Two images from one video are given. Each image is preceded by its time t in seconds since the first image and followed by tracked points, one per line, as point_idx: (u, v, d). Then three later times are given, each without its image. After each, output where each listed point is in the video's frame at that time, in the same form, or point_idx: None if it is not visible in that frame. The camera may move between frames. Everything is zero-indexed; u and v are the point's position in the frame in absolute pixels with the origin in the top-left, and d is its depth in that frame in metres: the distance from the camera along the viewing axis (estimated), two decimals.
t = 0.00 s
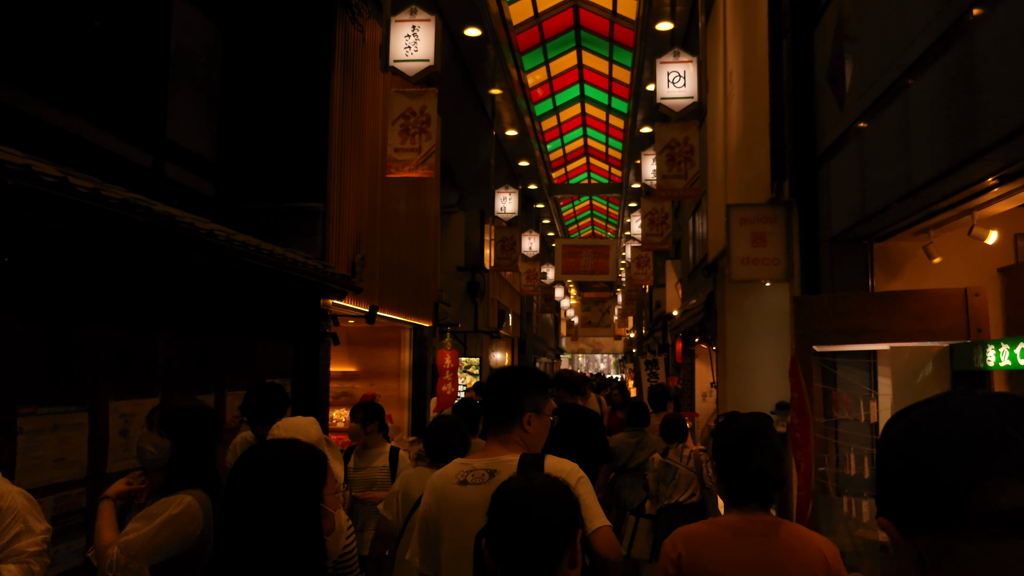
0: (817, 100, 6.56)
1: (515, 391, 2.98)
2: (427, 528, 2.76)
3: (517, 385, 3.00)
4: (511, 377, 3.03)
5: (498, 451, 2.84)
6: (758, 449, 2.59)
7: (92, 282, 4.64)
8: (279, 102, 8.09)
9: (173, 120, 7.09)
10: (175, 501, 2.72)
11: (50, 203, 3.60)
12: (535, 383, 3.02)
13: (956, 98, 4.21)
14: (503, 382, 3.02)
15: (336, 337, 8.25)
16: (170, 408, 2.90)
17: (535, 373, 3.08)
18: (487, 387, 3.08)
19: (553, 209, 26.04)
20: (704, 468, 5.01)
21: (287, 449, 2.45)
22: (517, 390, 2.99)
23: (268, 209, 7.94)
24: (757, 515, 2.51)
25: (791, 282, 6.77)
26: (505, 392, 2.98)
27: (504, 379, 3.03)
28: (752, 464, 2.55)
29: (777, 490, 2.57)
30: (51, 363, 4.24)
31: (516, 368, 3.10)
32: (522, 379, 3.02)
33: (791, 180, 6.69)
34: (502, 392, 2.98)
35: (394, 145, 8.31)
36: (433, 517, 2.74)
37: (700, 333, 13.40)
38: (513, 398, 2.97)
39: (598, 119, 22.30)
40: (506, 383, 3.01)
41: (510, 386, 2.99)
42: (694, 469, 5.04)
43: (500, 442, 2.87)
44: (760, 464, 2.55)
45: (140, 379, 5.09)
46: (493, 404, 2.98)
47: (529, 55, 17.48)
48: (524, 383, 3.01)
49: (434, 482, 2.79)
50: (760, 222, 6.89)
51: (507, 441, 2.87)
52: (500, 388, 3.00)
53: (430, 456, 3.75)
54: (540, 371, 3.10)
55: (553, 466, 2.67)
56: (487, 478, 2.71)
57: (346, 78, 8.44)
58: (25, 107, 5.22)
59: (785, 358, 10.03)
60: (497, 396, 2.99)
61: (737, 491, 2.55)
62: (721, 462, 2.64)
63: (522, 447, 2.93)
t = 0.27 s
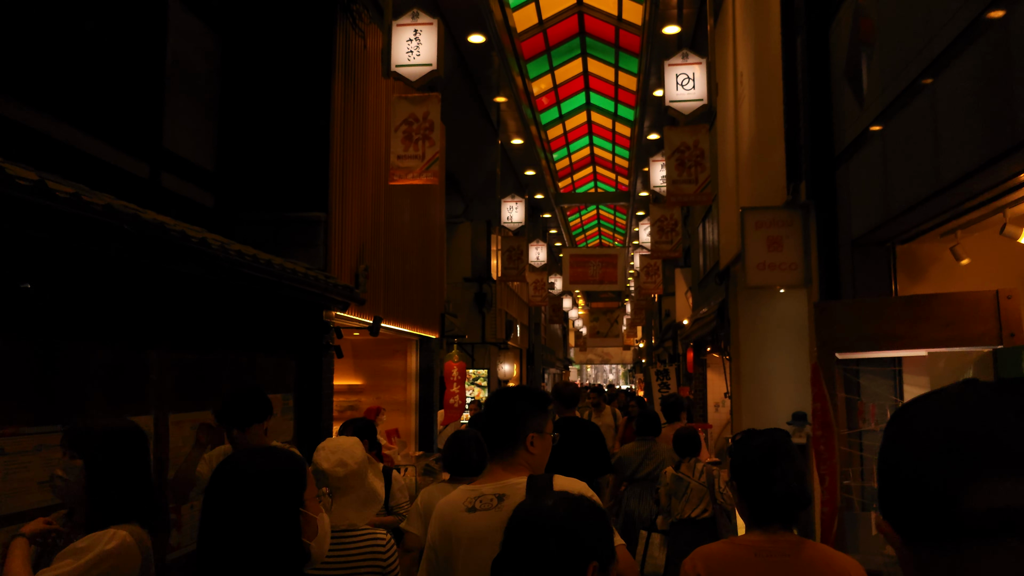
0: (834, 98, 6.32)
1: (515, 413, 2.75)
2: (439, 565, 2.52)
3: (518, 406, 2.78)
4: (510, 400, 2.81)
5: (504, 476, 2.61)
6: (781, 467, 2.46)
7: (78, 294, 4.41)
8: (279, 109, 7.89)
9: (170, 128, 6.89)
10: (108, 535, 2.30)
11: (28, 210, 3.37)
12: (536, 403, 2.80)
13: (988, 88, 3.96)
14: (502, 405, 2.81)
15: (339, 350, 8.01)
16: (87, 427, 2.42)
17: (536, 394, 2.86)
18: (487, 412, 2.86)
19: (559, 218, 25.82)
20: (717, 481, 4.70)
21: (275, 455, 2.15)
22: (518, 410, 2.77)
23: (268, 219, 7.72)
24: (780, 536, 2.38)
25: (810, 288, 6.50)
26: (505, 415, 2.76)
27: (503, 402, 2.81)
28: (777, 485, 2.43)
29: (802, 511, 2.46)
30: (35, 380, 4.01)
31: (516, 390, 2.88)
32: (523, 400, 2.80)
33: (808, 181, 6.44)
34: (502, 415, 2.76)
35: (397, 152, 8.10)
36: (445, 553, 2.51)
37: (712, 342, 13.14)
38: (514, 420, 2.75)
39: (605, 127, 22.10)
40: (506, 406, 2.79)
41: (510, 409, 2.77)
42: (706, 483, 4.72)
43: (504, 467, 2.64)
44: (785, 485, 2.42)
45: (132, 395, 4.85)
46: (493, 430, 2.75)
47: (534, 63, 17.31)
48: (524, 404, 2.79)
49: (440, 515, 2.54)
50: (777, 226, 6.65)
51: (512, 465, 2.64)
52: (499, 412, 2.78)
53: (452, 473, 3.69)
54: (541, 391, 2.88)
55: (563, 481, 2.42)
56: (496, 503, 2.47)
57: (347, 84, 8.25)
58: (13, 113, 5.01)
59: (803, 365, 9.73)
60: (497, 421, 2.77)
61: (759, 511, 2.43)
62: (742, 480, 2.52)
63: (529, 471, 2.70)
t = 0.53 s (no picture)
0: (849, 94, 6.09)
1: (514, 414, 2.66)
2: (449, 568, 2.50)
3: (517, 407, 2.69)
4: (508, 400, 2.71)
5: (506, 478, 2.54)
6: (790, 472, 2.29)
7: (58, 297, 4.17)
8: (275, 109, 7.67)
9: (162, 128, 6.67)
10: None
11: None
12: (536, 403, 2.70)
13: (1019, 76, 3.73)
14: (500, 406, 2.71)
15: (337, 357, 7.77)
16: None
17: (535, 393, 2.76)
18: (486, 414, 2.77)
19: (562, 225, 25.60)
20: (725, 487, 4.91)
21: (289, 469, 2.22)
22: (516, 414, 2.66)
23: (264, 222, 7.50)
24: (791, 547, 2.24)
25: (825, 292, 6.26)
26: (504, 417, 2.67)
27: (501, 403, 2.71)
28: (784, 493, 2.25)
29: (812, 517, 2.30)
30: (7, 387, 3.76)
31: (515, 389, 2.79)
32: (522, 400, 2.71)
33: (822, 180, 6.21)
34: (502, 416, 2.67)
35: (397, 154, 7.88)
36: (451, 557, 2.49)
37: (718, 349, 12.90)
38: (514, 421, 2.66)
39: (607, 133, 21.92)
40: (504, 407, 2.69)
41: (509, 410, 2.68)
42: (715, 489, 4.91)
43: (506, 471, 2.56)
44: (793, 495, 2.26)
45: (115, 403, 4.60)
46: (493, 432, 2.67)
47: (536, 68, 17.12)
48: (524, 403, 2.70)
49: (446, 519, 2.50)
50: (789, 227, 6.43)
51: (514, 467, 2.56)
52: (498, 413, 2.69)
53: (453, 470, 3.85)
54: (541, 390, 2.78)
55: (566, 501, 2.34)
56: (500, 506, 2.42)
57: (346, 84, 8.04)
58: None
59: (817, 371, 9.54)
60: (496, 423, 2.68)
61: (767, 520, 2.28)
62: (749, 489, 2.35)
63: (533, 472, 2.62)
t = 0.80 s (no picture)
0: (869, 84, 5.84)
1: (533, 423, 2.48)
2: None
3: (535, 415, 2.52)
4: (526, 407, 2.54)
5: (522, 488, 2.40)
6: (808, 478, 2.33)
7: (34, 292, 3.93)
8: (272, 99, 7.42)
9: (155, 117, 6.44)
10: None
11: None
12: (555, 410, 2.52)
13: None
14: (517, 414, 2.53)
15: (336, 355, 7.54)
16: None
17: (555, 399, 2.57)
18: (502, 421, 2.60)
19: (567, 222, 25.35)
20: (723, 491, 4.95)
21: (317, 472, 2.38)
22: (535, 420, 2.50)
23: (260, 216, 7.26)
24: (806, 554, 2.28)
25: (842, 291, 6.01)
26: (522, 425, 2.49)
27: (519, 410, 2.54)
28: (799, 496, 2.31)
29: (829, 523, 2.34)
30: None
31: (534, 395, 2.60)
32: (540, 408, 2.53)
33: (841, 174, 5.96)
34: (519, 424, 2.50)
35: (398, 146, 7.65)
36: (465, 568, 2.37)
37: (726, 349, 12.65)
38: (533, 430, 2.48)
39: (613, 129, 21.65)
40: (522, 414, 2.52)
41: (526, 418, 2.51)
42: (713, 493, 4.92)
43: (523, 483, 2.41)
44: (808, 498, 2.30)
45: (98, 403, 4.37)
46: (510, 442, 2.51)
47: (542, 62, 16.87)
48: (542, 411, 2.52)
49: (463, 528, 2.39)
50: (806, 223, 6.17)
51: (531, 478, 2.42)
52: (514, 422, 2.52)
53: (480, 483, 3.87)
54: (561, 396, 2.59)
55: (578, 507, 2.19)
56: (513, 516, 2.29)
57: (346, 74, 7.80)
58: None
59: (829, 376, 9.24)
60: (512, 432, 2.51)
61: (783, 525, 2.33)
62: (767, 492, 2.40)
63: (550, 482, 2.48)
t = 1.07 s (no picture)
0: (884, 69, 5.59)
1: (545, 405, 2.73)
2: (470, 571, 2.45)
3: (541, 397, 2.78)
4: (535, 393, 2.80)
5: (539, 472, 2.60)
6: (825, 478, 2.20)
7: None
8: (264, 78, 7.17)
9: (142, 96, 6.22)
10: None
11: None
12: (562, 395, 2.79)
13: None
14: (526, 399, 2.79)
15: (327, 345, 7.30)
16: None
17: (557, 385, 2.85)
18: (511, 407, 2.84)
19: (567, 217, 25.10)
20: (712, 485, 5.29)
21: (317, 461, 2.41)
22: (548, 411, 2.72)
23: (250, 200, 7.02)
24: (820, 560, 2.15)
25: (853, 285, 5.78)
26: (534, 409, 2.74)
27: (528, 395, 2.80)
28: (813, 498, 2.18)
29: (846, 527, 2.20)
30: None
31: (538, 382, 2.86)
32: (545, 392, 2.79)
33: (853, 164, 5.72)
34: (532, 409, 2.74)
35: (394, 130, 7.41)
36: (475, 558, 2.44)
37: (727, 346, 12.42)
38: (546, 414, 2.73)
39: (616, 123, 21.39)
40: (531, 398, 2.78)
41: (536, 401, 2.77)
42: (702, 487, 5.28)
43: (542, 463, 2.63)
44: (822, 501, 2.17)
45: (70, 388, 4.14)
46: (523, 425, 2.74)
47: (545, 53, 16.61)
48: (549, 395, 2.78)
49: (472, 514, 2.47)
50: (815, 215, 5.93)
51: (548, 458, 2.64)
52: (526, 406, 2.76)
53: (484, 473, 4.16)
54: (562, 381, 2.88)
55: (595, 494, 2.29)
56: (527, 502, 2.37)
57: (341, 55, 7.54)
58: None
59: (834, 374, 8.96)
60: (526, 415, 2.75)
61: (798, 528, 2.20)
62: (780, 492, 2.27)
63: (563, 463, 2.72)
